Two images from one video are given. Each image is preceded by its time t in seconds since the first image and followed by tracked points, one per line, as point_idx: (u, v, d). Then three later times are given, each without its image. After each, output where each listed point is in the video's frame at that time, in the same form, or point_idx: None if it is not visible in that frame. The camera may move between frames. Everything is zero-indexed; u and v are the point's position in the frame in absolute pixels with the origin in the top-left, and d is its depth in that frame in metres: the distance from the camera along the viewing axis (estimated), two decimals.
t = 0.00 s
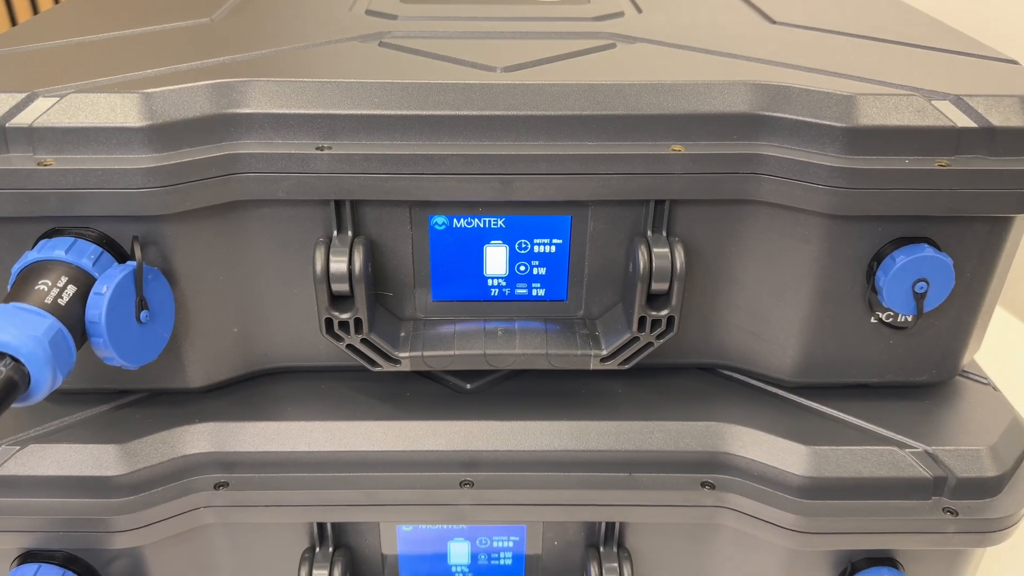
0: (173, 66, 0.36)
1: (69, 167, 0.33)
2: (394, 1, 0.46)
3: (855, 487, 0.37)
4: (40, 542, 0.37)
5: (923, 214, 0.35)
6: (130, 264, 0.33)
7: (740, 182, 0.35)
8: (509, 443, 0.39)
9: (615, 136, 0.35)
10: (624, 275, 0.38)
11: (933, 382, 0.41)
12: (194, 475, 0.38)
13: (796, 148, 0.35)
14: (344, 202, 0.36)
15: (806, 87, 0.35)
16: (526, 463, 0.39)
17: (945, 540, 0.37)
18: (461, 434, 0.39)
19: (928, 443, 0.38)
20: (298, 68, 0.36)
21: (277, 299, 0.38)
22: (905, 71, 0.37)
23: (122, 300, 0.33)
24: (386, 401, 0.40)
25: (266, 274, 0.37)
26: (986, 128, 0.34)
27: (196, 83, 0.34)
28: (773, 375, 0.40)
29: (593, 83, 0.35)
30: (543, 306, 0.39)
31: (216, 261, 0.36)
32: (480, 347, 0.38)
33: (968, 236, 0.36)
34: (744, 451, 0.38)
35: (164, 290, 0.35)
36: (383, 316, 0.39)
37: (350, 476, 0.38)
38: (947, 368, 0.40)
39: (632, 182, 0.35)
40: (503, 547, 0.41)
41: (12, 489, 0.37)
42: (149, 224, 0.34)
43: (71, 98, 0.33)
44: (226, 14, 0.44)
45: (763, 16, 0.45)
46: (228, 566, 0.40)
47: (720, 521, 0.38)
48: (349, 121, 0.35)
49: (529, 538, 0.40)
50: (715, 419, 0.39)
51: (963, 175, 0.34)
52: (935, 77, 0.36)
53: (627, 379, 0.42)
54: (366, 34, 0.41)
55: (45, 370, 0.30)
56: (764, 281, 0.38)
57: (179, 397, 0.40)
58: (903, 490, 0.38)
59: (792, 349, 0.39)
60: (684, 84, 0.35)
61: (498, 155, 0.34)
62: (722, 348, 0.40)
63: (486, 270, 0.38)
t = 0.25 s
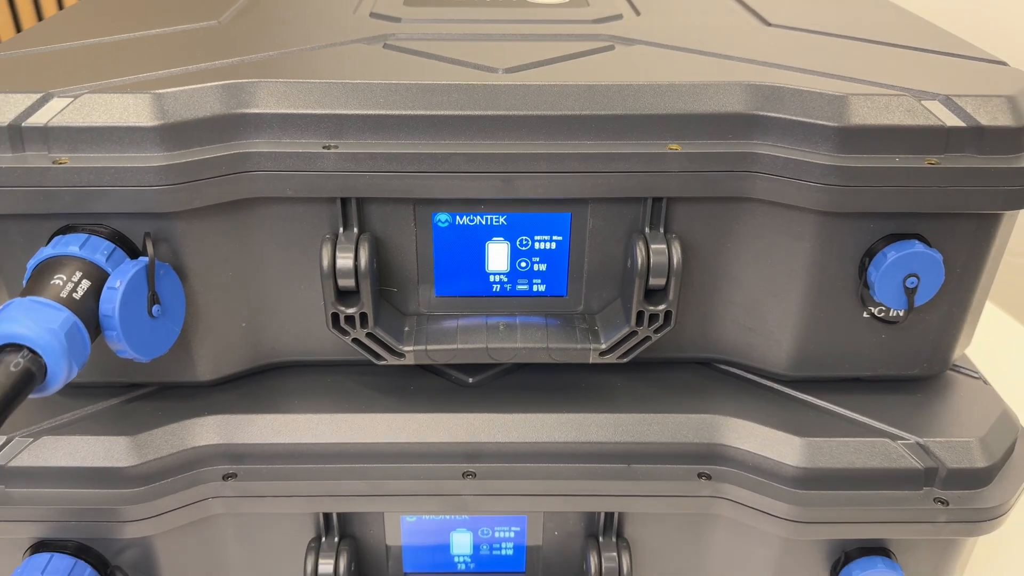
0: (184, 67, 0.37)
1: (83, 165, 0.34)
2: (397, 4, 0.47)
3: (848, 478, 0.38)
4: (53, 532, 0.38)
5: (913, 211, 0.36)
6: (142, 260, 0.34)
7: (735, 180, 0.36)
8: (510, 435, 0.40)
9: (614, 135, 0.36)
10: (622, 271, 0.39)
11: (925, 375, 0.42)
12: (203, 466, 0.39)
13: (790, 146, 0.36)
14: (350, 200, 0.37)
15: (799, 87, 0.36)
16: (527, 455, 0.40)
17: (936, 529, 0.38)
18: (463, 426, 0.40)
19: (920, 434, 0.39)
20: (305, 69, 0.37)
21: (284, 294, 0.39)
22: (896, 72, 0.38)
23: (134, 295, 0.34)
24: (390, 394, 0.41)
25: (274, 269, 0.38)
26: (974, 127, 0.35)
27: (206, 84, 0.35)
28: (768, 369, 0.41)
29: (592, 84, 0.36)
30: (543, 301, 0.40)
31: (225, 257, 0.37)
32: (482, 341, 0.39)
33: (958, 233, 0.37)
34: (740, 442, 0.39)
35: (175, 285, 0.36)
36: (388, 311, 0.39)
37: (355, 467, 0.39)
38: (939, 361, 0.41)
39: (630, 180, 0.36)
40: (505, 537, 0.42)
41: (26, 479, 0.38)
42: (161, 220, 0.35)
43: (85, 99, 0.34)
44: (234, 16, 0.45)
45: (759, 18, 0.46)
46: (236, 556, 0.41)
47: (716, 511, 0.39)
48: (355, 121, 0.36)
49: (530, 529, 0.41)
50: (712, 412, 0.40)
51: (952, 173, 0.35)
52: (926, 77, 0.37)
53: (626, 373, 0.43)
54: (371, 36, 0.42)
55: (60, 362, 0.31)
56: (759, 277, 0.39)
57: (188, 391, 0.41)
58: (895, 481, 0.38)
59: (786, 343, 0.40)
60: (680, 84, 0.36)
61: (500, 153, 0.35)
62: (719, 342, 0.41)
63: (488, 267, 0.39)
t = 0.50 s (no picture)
0: (194, 68, 0.38)
1: (97, 163, 0.35)
2: (401, 7, 0.48)
3: (843, 469, 0.39)
4: (66, 522, 0.39)
5: (906, 208, 0.37)
6: (155, 256, 0.35)
7: (732, 178, 0.37)
8: (512, 428, 0.41)
9: (614, 134, 0.37)
10: (622, 267, 0.40)
11: (918, 369, 0.43)
12: (212, 458, 0.40)
13: (785, 145, 0.37)
14: (357, 197, 0.37)
15: (794, 88, 0.37)
16: (529, 447, 0.41)
17: (929, 519, 0.39)
18: (467, 419, 0.41)
19: (913, 426, 0.40)
20: (312, 70, 0.38)
21: (292, 290, 0.40)
22: (889, 73, 0.39)
23: (147, 289, 0.35)
24: (395, 388, 0.42)
25: (282, 265, 0.39)
26: (964, 126, 0.36)
27: (217, 85, 0.36)
28: (765, 363, 0.42)
29: (592, 85, 0.37)
30: (545, 297, 0.41)
31: (234, 253, 0.38)
32: (485, 336, 0.40)
33: (949, 229, 0.38)
34: (737, 434, 0.40)
35: (186, 281, 0.37)
36: (393, 306, 0.40)
37: (361, 459, 0.40)
38: (932, 355, 0.42)
39: (630, 178, 0.37)
40: (507, 528, 0.43)
41: (40, 471, 0.39)
42: (173, 217, 0.36)
43: (99, 99, 0.35)
44: (241, 19, 0.46)
45: (755, 19, 0.46)
46: (244, 546, 0.42)
47: (714, 501, 0.40)
48: (361, 120, 0.36)
49: (532, 520, 0.42)
50: (709, 405, 0.41)
51: (943, 171, 0.36)
52: (918, 78, 0.38)
53: (625, 367, 0.44)
54: (376, 37, 0.43)
55: (77, 353, 0.32)
56: (755, 273, 0.40)
57: (197, 384, 0.42)
58: (888, 472, 0.39)
59: (782, 337, 0.41)
60: (678, 85, 0.37)
61: (503, 152, 0.36)
62: (716, 337, 0.42)
63: (491, 263, 0.40)
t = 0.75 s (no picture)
0: (207, 69, 0.39)
1: (114, 161, 0.36)
2: (406, 9, 0.50)
3: (837, 459, 0.40)
4: (81, 511, 0.40)
5: (897, 205, 0.38)
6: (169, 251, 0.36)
7: (729, 176, 0.38)
8: (516, 419, 0.42)
9: (614, 133, 0.38)
10: (622, 263, 0.41)
11: (911, 362, 0.44)
12: (223, 449, 0.41)
13: (781, 144, 0.38)
14: (365, 195, 0.39)
15: (789, 88, 0.38)
16: (531, 437, 0.42)
17: (921, 507, 0.40)
18: (471, 411, 0.42)
19: (905, 418, 0.41)
20: (322, 71, 0.39)
21: (301, 285, 0.41)
22: (882, 73, 0.40)
23: (163, 284, 0.36)
24: (401, 381, 0.43)
25: (291, 261, 0.40)
26: (954, 125, 0.37)
27: (230, 85, 0.37)
28: (761, 356, 0.43)
29: (593, 85, 0.38)
30: (547, 292, 0.42)
31: (246, 249, 0.39)
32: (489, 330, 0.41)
33: (940, 226, 0.39)
34: (734, 426, 0.41)
35: (199, 275, 0.38)
36: (400, 301, 0.42)
37: (369, 450, 0.41)
38: (924, 349, 0.43)
39: (630, 175, 0.38)
40: (510, 518, 0.44)
41: (55, 461, 0.40)
42: (187, 214, 0.37)
43: (115, 99, 0.36)
44: (250, 21, 0.48)
45: (752, 22, 0.48)
46: (254, 535, 0.43)
47: (712, 491, 0.41)
48: (370, 120, 0.38)
49: (535, 510, 0.43)
50: (707, 397, 0.42)
51: (933, 169, 0.37)
52: (910, 78, 0.40)
53: (625, 361, 0.45)
54: (383, 39, 0.45)
55: (96, 345, 0.33)
56: (752, 268, 0.41)
57: (208, 377, 0.43)
58: (881, 462, 0.41)
59: (778, 331, 0.42)
60: (677, 85, 0.38)
61: (507, 151, 0.37)
62: (714, 331, 0.43)
63: (494, 259, 0.41)
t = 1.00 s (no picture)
0: (214, 71, 0.40)
1: (123, 160, 0.37)
2: (408, 12, 0.50)
3: (830, 452, 0.41)
4: (90, 503, 0.41)
5: (888, 202, 0.39)
6: (177, 248, 0.37)
7: (723, 174, 0.39)
8: (515, 413, 0.43)
9: (611, 133, 0.39)
10: (619, 260, 0.42)
11: (902, 357, 0.45)
12: (229, 442, 0.42)
13: (773, 143, 0.39)
14: (368, 193, 0.40)
15: (782, 89, 0.39)
16: (530, 431, 0.43)
17: (912, 499, 0.41)
18: (471, 405, 0.43)
19: (897, 411, 0.42)
20: (326, 72, 0.40)
21: (305, 282, 0.42)
22: (873, 74, 0.41)
23: (171, 279, 0.37)
24: (402, 376, 0.44)
25: (295, 258, 0.41)
26: (943, 124, 0.38)
27: (236, 86, 0.38)
28: (756, 351, 0.44)
29: (591, 86, 0.39)
30: (546, 288, 0.43)
31: (251, 246, 0.40)
32: (489, 325, 0.42)
33: (930, 223, 0.40)
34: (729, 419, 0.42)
35: (206, 271, 0.39)
36: (401, 297, 0.42)
37: (371, 443, 0.42)
38: (916, 344, 0.44)
39: (627, 174, 0.39)
40: (510, 510, 0.45)
41: (64, 454, 0.41)
42: (194, 212, 0.38)
43: (124, 99, 0.37)
44: (255, 23, 0.49)
45: (747, 24, 0.49)
46: (258, 527, 0.44)
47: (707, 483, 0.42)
48: (372, 120, 0.39)
49: (534, 502, 0.44)
50: (703, 391, 0.43)
51: (923, 167, 0.38)
52: (901, 79, 0.40)
53: (623, 356, 0.46)
54: (385, 42, 0.45)
55: (106, 338, 0.34)
56: (746, 265, 0.42)
57: (213, 372, 0.44)
58: (873, 454, 0.41)
59: (772, 327, 0.43)
60: (673, 86, 0.39)
61: (506, 150, 0.38)
62: (709, 327, 0.44)
63: (494, 256, 0.42)
